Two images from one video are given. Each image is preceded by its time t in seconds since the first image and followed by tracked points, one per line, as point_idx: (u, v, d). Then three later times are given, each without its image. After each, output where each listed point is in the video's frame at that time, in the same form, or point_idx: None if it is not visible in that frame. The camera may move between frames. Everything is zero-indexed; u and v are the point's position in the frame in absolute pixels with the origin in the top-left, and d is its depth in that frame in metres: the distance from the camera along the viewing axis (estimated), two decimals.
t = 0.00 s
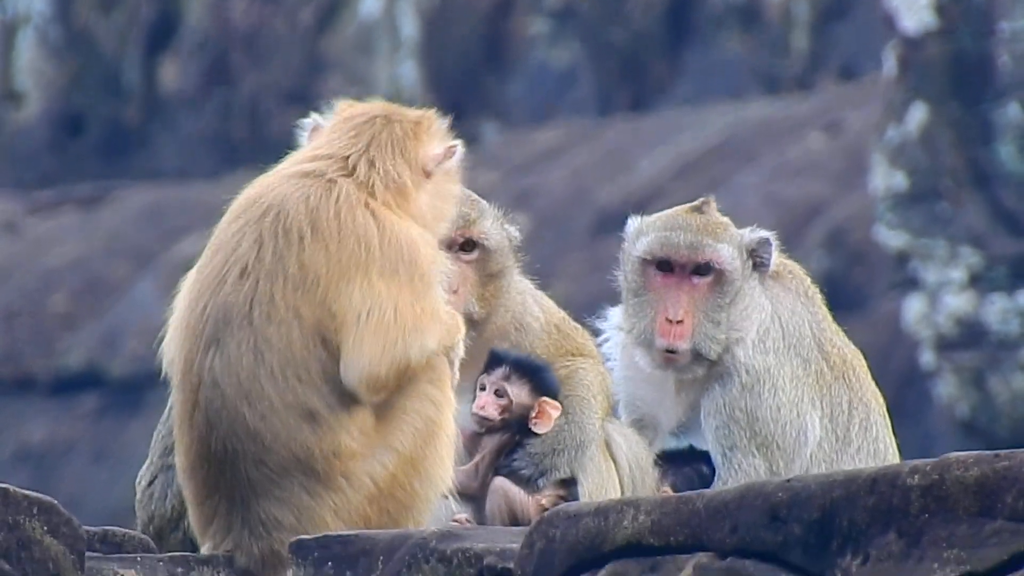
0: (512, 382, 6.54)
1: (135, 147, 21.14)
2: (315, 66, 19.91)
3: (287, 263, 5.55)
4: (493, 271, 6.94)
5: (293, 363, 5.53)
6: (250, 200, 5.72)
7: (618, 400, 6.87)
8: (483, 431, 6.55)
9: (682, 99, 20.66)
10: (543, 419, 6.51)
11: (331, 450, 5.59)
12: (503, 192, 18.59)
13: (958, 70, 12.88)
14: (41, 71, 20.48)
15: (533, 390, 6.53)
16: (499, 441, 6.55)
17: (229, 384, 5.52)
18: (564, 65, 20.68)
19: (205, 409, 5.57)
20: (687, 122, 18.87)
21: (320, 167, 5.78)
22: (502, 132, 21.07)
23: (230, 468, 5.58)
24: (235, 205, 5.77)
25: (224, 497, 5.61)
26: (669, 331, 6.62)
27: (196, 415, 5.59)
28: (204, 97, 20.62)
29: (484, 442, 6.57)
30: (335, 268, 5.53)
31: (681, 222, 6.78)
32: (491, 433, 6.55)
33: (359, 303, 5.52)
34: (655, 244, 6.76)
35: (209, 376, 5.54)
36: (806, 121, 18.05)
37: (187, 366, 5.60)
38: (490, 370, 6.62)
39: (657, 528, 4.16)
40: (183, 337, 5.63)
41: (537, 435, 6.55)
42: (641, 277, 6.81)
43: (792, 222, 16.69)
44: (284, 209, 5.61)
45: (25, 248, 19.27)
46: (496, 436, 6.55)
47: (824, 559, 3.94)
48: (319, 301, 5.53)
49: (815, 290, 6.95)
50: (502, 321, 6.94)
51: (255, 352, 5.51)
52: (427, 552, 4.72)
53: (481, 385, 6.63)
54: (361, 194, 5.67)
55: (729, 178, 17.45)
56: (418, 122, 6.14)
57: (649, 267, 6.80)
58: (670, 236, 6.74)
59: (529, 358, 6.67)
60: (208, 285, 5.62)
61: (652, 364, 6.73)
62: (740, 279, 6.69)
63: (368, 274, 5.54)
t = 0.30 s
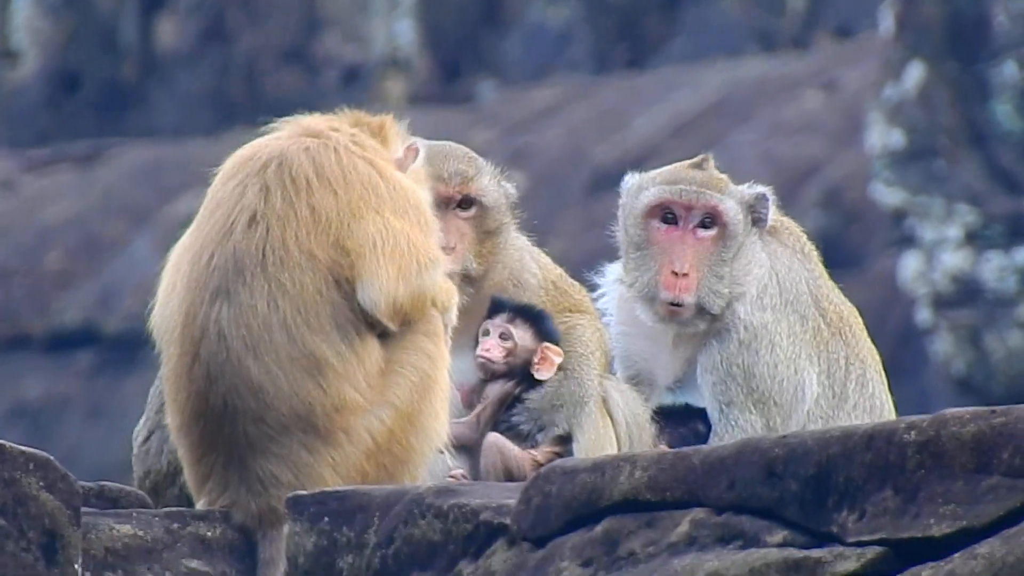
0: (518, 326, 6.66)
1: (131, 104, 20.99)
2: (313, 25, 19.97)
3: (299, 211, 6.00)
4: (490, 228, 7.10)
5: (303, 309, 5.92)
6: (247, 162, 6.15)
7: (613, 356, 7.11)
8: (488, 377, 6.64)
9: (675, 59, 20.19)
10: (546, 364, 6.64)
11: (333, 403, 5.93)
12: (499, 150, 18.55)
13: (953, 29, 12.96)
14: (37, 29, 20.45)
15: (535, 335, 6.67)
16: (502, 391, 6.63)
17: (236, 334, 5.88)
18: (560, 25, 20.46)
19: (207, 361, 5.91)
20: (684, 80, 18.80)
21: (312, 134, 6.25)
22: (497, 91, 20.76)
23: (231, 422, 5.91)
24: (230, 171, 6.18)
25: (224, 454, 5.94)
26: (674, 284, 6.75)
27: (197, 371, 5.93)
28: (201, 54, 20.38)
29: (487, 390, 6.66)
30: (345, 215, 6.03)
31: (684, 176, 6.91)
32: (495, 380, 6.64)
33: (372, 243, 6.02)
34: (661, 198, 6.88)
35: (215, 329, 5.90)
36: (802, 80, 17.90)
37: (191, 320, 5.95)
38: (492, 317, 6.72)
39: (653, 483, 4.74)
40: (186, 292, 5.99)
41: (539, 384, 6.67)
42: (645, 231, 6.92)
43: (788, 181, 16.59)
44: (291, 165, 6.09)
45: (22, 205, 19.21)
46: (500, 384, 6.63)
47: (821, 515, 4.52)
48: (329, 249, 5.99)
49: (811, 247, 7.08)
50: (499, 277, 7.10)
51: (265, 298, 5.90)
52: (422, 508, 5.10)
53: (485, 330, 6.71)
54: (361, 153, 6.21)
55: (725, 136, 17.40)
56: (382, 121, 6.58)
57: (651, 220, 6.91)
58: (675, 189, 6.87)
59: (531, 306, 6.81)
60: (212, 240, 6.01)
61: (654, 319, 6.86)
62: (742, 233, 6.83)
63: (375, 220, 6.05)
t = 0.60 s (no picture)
0: (503, 308, 6.69)
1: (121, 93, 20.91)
2: (300, 13, 19.66)
3: (294, 199, 5.99)
4: (476, 216, 7.09)
5: (296, 296, 5.91)
6: (240, 151, 6.14)
7: (600, 342, 7.10)
8: (473, 360, 6.68)
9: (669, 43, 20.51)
10: (533, 347, 6.63)
11: (323, 391, 5.92)
12: (487, 138, 18.52)
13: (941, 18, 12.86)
14: (26, 18, 20.02)
15: (523, 317, 6.68)
16: (487, 375, 6.65)
17: (228, 320, 5.86)
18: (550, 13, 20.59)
19: (198, 348, 5.89)
20: (671, 68, 18.80)
21: (305, 124, 6.24)
22: (486, 78, 20.91)
23: (219, 409, 5.90)
24: (223, 160, 6.16)
25: (211, 441, 5.93)
26: (672, 267, 6.72)
27: (186, 356, 5.92)
28: (190, 40, 20.25)
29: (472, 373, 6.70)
30: (340, 202, 6.02)
31: (680, 161, 6.91)
32: (481, 362, 6.66)
33: (366, 231, 6.02)
34: (658, 181, 6.88)
35: (207, 314, 5.88)
36: (789, 69, 17.95)
37: (183, 306, 5.93)
38: (479, 299, 6.75)
39: (642, 472, 4.74)
40: (179, 278, 5.96)
41: (526, 369, 6.64)
42: (641, 215, 6.91)
43: (777, 171, 16.58)
44: (286, 154, 6.08)
45: (10, 193, 19.20)
46: (486, 366, 6.65)
47: (810, 503, 4.55)
48: (323, 237, 5.99)
49: (801, 235, 7.10)
50: (486, 265, 7.10)
51: (259, 284, 5.89)
52: (410, 497, 5.08)
53: (471, 311, 6.75)
54: (355, 142, 6.21)
55: (714, 123, 17.43)
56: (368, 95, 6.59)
57: (648, 204, 6.90)
58: (672, 173, 6.86)
59: (518, 289, 6.82)
60: (205, 228, 5.99)
61: (650, 303, 6.85)
62: (738, 218, 6.82)
63: (370, 208, 6.05)
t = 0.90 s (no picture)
0: (473, 324, 6.72)
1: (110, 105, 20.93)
2: (288, 23, 19.63)
3: (280, 212, 6.00)
4: (462, 229, 7.13)
5: (284, 308, 5.92)
6: (224, 165, 6.13)
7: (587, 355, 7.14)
8: (447, 372, 6.73)
9: (656, 57, 20.15)
10: (504, 363, 6.67)
11: (312, 403, 5.93)
12: (476, 151, 18.56)
13: (929, 33, 12.94)
14: (16, 28, 20.34)
15: (493, 334, 6.70)
16: (463, 389, 6.71)
17: (217, 334, 5.87)
18: (538, 25, 20.48)
19: (187, 362, 5.89)
20: (659, 81, 18.81)
21: (287, 137, 6.24)
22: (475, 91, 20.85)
23: (208, 422, 5.91)
24: (205, 174, 6.16)
25: (199, 454, 5.94)
26: (659, 281, 6.75)
27: (174, 370, 5.92)
28: (178, 53, 20.30)
29: (447, 387, 6.75)
30: (326, 214, 6.03)
31: (668, 176, 6.93)
32: (453, 375, 6.72)
33: (353, 242, 6.03)
34: (644, 196, 6.89)
35: (195, 328, 5.89)
36: (778, 82, 17.95)
37: (172, 320, 5.93)
38: (452, 314, 6.80)
39: (628, 486, 4.74)
40: (166, 293, 5.96)
41: (503, 384, 6.70)
42: (628, 229, 6.92)
43: (766, 184, 16.60)
44: (271, 166, 6.08)
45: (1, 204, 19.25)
46: (457, 380, 6.72)
47: (797, 517, 4.52)
48: (309, 249, 5.99)
49: (790, 249, 7.11)
50: (470, 279, 7.08)
51: (248, 297, 5.89)
52: (398, 511, 5.09)
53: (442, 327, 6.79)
54: (339, 154, 6.22)
55: (702, 135, 17.43)
56: (332, 103, 6.59)
57: (634, 219, 6.91)
58: (662, 187, 6.87)
59: (493, 306, 6.87)
60: (191, 242, 5.99)
61: (636, 317, 6.85)
62: (725, 235, 6.84)
63: (356, 218, 6.06)
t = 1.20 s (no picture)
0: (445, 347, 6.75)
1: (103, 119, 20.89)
2: (282, 39, 19.73)
3: (274, 226, 6.00)
4: (458, 245, 7.10)
5: (279, 323, 5.92)
6: (217, 181, 6.14)
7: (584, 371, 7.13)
8: (431, 398, 6.73)
9: (651, 73, 20.15)
10: (483, 377, 6.71)
11: (307, 418, 5.94)
12: (471, 166, 18.59)
13: (924, 46, 12.91)
14: (10, 46, 20.43)
15: (464, 352, 6.76)
16: (450, 408, 6.73)
17: (213, 349, 5.87)
18: (532, 41, 20.34)
19: (183, 376, 5.89)
20: (655, 96, 18.83)
21: (279, 153, 6.25)
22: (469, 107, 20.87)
23: (204, 437, 5.91)
24: (198, 190, 6.17)
25: (195, 469, 5.94)
26: (659, 298, 6.76)
27: (170, 386, 5.92)
28: (172, 69, 20.36)
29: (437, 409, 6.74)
30: (319, 229, 6.04)
31: (668, 192, 6.96)
32: (437, 399, 6.73)
33: (348, 257, 6.04)
34: (644, 211, 6.91)
35: (191, 343, 5.89)
36: (773, 98, 17.97)
37: (167, 335, 5.92)
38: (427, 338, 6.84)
39: (624, 501, 4.74)
40: (161, 309, 5.96)
41: (493, 401, 6.79)
42: (627, 244, 6.94)
43: (760, 199, 16.61)
44: (264, 183, 6.09)
45: None
46: (446, 402, 6.73)
47: (792, 531, 4.52)
48: (304, 264, 6.00)
49: (784, 264, 7.12)
50: (466, 294, 7.07)
51: (243, 312, 5.89)
52: (392, 526, 5.09)
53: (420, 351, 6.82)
54: (332, 170, 6.23)
55: (696, 151, 17.45)
56: (325, 121, 6.62)
57: (634, 235, 6.93)
58: (661, 205, 6.89)
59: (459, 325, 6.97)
60: (186, 257, 5.99)
61: (635, 333, 6.87)
62: (724, 251, 6.86)
63: (349, 234, 6.08)
